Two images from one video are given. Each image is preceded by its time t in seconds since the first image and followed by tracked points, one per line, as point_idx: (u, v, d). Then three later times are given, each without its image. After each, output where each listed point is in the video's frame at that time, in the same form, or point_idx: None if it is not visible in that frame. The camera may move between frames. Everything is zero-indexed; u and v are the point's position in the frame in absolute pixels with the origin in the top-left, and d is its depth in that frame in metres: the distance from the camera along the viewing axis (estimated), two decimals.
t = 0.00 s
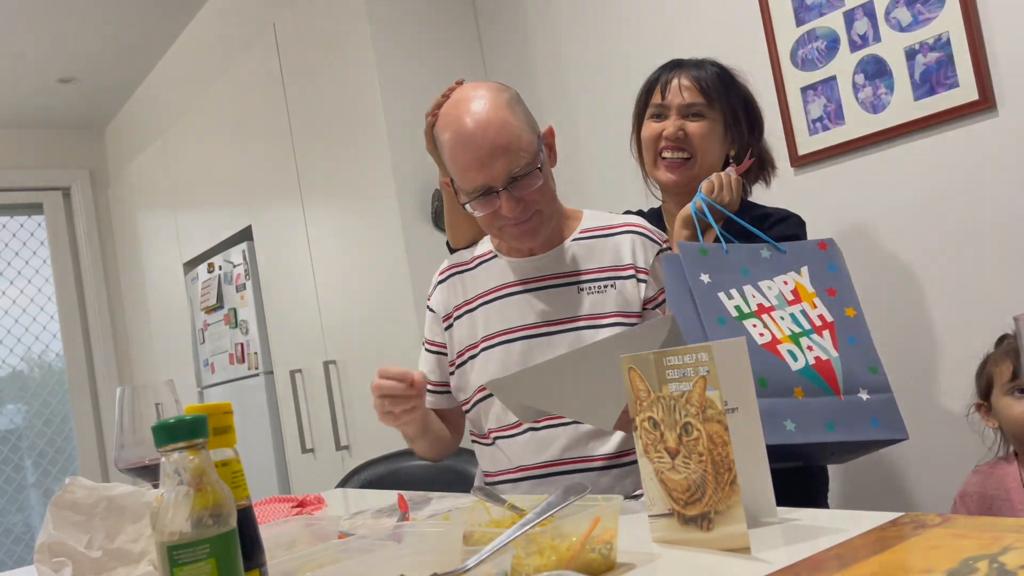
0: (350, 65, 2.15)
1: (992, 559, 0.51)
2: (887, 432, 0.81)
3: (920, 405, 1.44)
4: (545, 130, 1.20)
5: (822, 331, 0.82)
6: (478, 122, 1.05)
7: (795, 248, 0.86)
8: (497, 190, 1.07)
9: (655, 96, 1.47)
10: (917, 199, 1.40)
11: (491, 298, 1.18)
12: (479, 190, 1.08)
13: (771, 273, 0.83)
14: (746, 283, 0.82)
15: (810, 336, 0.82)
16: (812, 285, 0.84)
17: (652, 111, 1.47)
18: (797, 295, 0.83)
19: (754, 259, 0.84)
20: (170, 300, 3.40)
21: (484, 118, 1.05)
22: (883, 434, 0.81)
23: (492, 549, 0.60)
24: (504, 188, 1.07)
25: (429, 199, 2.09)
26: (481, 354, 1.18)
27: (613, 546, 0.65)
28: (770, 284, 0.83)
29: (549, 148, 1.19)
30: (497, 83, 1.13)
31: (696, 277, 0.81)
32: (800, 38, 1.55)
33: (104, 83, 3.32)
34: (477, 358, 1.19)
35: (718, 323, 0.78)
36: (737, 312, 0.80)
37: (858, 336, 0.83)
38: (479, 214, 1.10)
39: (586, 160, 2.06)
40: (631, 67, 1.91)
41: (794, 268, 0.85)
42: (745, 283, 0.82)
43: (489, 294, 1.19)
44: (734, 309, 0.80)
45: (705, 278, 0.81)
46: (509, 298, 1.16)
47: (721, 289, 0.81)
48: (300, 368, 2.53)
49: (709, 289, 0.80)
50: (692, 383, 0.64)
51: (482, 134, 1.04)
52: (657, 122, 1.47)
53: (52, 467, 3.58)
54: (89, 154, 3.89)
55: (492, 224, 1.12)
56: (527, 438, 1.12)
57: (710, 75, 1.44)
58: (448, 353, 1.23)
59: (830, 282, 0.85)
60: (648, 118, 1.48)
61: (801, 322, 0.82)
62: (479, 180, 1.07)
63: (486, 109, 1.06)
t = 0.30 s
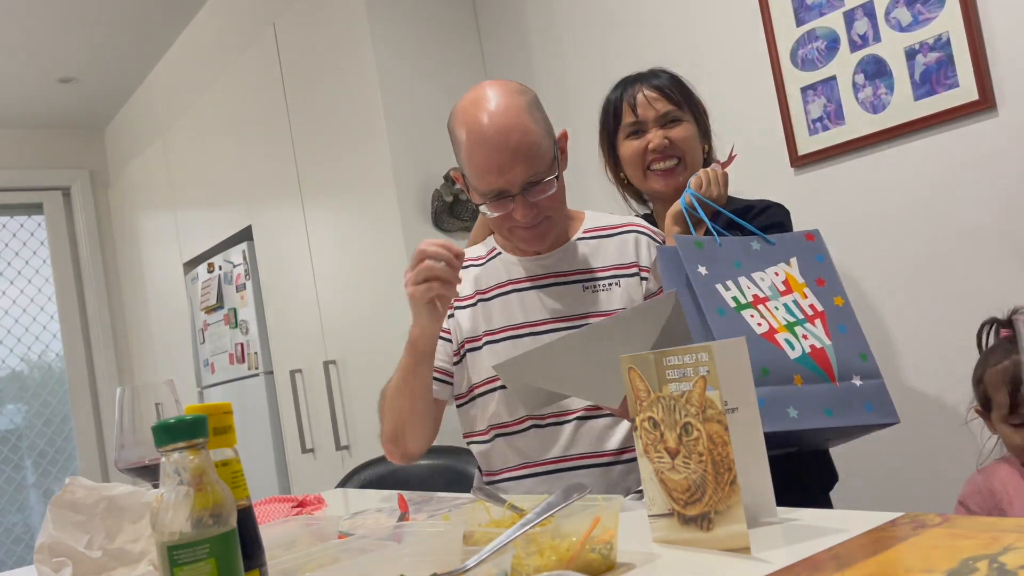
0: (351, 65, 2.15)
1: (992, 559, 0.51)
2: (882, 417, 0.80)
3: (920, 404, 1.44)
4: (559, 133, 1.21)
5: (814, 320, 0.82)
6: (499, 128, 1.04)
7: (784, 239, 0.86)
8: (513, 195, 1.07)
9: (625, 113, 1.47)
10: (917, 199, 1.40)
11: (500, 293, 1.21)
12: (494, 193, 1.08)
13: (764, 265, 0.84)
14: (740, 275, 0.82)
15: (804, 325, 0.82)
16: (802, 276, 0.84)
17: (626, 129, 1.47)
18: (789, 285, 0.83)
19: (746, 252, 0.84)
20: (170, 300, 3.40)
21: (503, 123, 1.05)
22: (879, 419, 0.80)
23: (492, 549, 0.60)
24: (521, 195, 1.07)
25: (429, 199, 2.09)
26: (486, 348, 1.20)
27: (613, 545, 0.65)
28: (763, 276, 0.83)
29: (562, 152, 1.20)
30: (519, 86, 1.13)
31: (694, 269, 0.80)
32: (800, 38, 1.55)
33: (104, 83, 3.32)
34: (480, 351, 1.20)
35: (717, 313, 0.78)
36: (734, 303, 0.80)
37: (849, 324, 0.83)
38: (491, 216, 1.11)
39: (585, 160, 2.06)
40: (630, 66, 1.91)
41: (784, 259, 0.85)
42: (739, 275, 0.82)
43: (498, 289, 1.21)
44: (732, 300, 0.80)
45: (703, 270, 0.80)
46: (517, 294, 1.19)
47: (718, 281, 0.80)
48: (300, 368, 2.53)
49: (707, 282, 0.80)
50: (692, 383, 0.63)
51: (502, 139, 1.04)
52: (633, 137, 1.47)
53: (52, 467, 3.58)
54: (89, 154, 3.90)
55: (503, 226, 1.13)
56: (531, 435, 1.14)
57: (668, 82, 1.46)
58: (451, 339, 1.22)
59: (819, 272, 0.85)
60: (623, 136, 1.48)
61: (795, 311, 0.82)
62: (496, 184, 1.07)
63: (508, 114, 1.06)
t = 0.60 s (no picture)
0: (350, 65, 2.15)
1: (992, 559, 0.51)
2: (883, 422, 0.80)
3: (919, 404, 1.44)
4: (562, 137, 1.21)
5: (816, 323, 0.82)
6: (495, 140, 1.05)
7: (788, 241, 0.86)
8: (507, 205, 1.09)
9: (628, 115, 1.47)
10: (917, 200, 1.40)
11: (500, 293, 1.21)
12: (490, 203, 1.09)
13: (765, 265, 0.84)
14: (740, 275, 0.82)
15: (804, 327, 0.81)
16: (806, 278, 0.84)
17: (629, 131, 1.47)
18: (791, 286, 0.83)
19: (748, 253, 0.84)
20: (170, 301, 3.40)
21: (499, 135, 1.05)
22: (880, 424, 0.80)
23: (492, 549, 0.60)
24: (515, 206, 1.09)
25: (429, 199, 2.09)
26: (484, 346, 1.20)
27: (613, 545, 0.66)
28: (764, 277, 0.83)
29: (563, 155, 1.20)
30: (522, 90, 1.12)
31: (691, 269, 0.80)
32: (800, 38, 1.55)
33: (104, 83, 3.32)
34: (479, 349, 1.20)
35: (712, 313, 0.78)
36: (731, 303, 0.80)
37: (852, 327, 0.83)
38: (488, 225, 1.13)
39: (585, 160, 2.06)
40: (630, 67, 1.91)
41: (788, 260, 0.85)
42: (739, 275, 0.82)
43: (499, 288, 1.21)
44: (728, 300, 0.80)
45: (700, 270, 0.80)
46: (517, 294, 1.20)
47: (715, 281, 0.80)
48: (300, 368, 2.53)
49: (703, 282, 0.80)
50: (692, 383, 0.63)
51: (497, 150, 1.05)
52: (637, 139, 1.46)
53: (52, 467, 3.58)
54: (89, 154, 3.89)
55: (500, 232, 1.15)
56: (530, 437, 1.14)
57: (669, 82, 1.47)
58: (456, 333, 1.22)
59: (824, 274, 0.85)
60: (627, 137, 1.48)
61: (796, 313, 0.82)
62: (491, 195, 1.08)
63: (505, 124, 1.06)
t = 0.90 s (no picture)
0: (350, 65, 2.15)
1: (992, 559, 0.51)
2: (877, 429, 0.81)
3: (918, 403, 1.44)
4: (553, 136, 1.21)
5: (815, 326, 0.82)
6: (484, 144, 1.06)
7: (792, 240, 0.85)
8: (500, 208, 1.10)
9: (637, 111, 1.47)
10: (917, 200, 1.41)
11: (497, 294, 1.22)
12: (481, 206, 1.10)
13: (766, 266, 0.83)
14: (740, 275, 0.82)
15: (802, 329, 0.82)
16: (808, 279, 0.84)
17: (639, 126, 1.48)
18: (792, 288, 0.83)
19: (749, 252, 0.84)
20: (170, 301, 3.40)
21: (487, 139, 1.06)
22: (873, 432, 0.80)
23: (492, 549, 0.60)
24: (508, 208, 1.10)
25: (429, 199, 2.10)
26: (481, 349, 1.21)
27: (613, 546, 0.66)
28: (764, 277, 0.83)
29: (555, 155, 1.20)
30: (512, 94, 1.12)
31: (690, 268, 0.81)
32: (800, 38, 1.55)
33: (104, 83, 3.32)
34: (475, 352, 1.21)
35: (708, 314, 0.79)
36: (728, 303, 0.80)
37: (852, 331, 0.83)
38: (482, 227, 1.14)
39: (585, 161, 2.06)
40: (630, 66, 1.91)
41: (790, 261, 0.84)
42: (738, 275, 0.82)
43: (496, 290, 1.22)
44: (726, 301, 0.80)
45: (699, 269, 0.81)
46: (514, 295, 1.20)
47: (713, 281, 0.81)
48: (300, 368, 2.53)
49: (701, 281, 0.81)
50: (692, 383, 0.64)
51: (485, 155, 1.06)
52: (647, 135, 1.47)
53: (52, 467, 3.58)
54: (89, 154, 3.90)
55: (494, 234, 1.16)
56: (528, 438, 1.15)
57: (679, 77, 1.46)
58: (454, 336, 1.23)
59: (827, 276, 0.85)
60: (637, 133, 1.49)
61: (794, 315, 0.82)
62: (481, 198, 1.09)
63: (494, 129, 1.07)
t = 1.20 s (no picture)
0: (350, 64, 2.15)
1: (992, 559, 0.51)
2: (871, 428, 0.79)
3: (919, 403, 1.44)
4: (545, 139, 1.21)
5: (811, 323, 0.82)
6: (474, 154, 1.06)
7: (794, 237, 0.85)
8: (491, 215, 1.10)
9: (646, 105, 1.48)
10: (916, 200, 1.41)
11: (492, 296, 1.22)
12: (474, 212, 1.11)
13: (764, 263, 0.83)
14: (734, 272, 0.83)
15: (797, 327, 0.82)
16: (807, 276, 0.83)
17: (647, 120, 1.49)
18: (790, 285, 0.83)
19: (746, 249, 0.84)
20: (170, 300, 3.40)
21: (476, 148, 1.06)
22: (867, 431, 0.80)
23: (492, 549, 0.60)
24: (499, 214, 1.10)
25: (429, 200, 2.10)
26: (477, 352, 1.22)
27: (613, 545, 0.66)
28: (761, 274, 0.83)
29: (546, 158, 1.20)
30: (502, 98, 1.12)
31: (680, 265, 0.83)
32: (800, 38, 1.55)
33: (104, 82, 3.32)
34: (473, 354, 1.22)
35: (697, 310, 0.82)
36: (719, 300, 0.82)
37: (851, 329, 0.82)
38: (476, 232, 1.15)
39: (585, 160, 2.06)
40: (629, 67, 1.91)
41: (790, 257, 0.84)
42: (732, 272, 0.83)
43: (490, 293, 1.22)
44: (716, 298, 0.82)
45: (689, 266, 0.83)
46: (509, 296, 1.20)
47: (705, 278, 0.83)
48: (300, 368, 2.53)
49: (692, 278, 0.83)
50: (692, 383, 0.63)
51: (474, 164, 1.06)
52: (655, 129, 1.48)
53: (52, 467, 3.58)
54: (89, 154, 3.89)
55: (488, 239, 1.16)
56: (525, 438, 1.15)
57: (691, 74, 1.45)
58: (450, 338, 1.24)
59: (828, 273, 0.83)
60: (645, 127, 1.50)
61: (790, 312, 0.82)
62: (473, 206, 1.10)
63: (483, 136, 1.07)
